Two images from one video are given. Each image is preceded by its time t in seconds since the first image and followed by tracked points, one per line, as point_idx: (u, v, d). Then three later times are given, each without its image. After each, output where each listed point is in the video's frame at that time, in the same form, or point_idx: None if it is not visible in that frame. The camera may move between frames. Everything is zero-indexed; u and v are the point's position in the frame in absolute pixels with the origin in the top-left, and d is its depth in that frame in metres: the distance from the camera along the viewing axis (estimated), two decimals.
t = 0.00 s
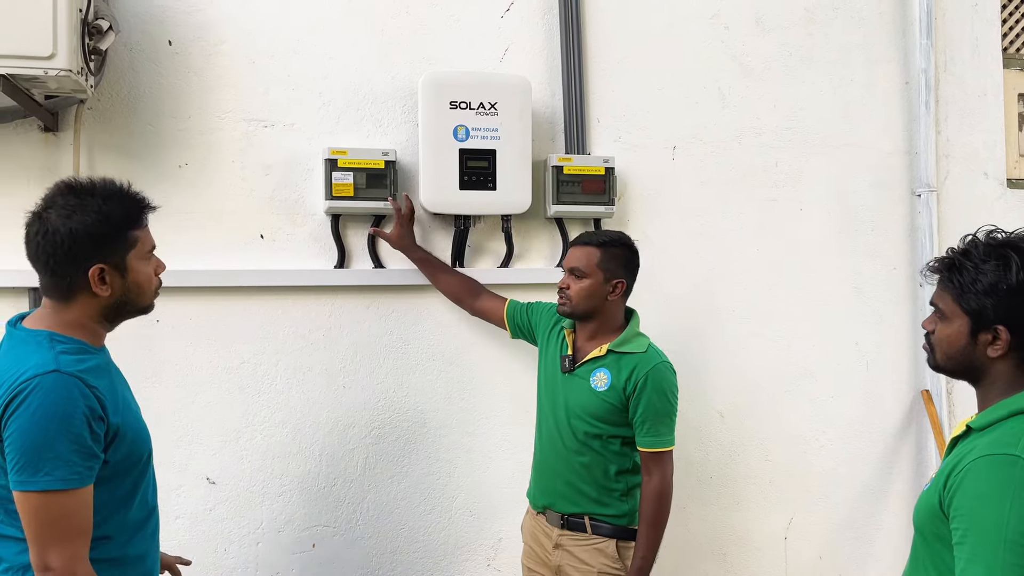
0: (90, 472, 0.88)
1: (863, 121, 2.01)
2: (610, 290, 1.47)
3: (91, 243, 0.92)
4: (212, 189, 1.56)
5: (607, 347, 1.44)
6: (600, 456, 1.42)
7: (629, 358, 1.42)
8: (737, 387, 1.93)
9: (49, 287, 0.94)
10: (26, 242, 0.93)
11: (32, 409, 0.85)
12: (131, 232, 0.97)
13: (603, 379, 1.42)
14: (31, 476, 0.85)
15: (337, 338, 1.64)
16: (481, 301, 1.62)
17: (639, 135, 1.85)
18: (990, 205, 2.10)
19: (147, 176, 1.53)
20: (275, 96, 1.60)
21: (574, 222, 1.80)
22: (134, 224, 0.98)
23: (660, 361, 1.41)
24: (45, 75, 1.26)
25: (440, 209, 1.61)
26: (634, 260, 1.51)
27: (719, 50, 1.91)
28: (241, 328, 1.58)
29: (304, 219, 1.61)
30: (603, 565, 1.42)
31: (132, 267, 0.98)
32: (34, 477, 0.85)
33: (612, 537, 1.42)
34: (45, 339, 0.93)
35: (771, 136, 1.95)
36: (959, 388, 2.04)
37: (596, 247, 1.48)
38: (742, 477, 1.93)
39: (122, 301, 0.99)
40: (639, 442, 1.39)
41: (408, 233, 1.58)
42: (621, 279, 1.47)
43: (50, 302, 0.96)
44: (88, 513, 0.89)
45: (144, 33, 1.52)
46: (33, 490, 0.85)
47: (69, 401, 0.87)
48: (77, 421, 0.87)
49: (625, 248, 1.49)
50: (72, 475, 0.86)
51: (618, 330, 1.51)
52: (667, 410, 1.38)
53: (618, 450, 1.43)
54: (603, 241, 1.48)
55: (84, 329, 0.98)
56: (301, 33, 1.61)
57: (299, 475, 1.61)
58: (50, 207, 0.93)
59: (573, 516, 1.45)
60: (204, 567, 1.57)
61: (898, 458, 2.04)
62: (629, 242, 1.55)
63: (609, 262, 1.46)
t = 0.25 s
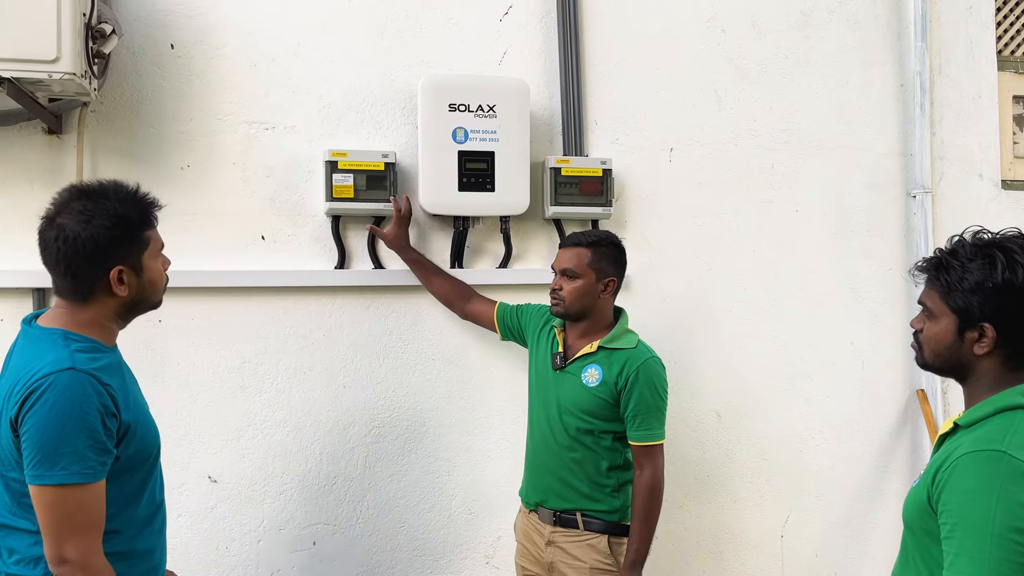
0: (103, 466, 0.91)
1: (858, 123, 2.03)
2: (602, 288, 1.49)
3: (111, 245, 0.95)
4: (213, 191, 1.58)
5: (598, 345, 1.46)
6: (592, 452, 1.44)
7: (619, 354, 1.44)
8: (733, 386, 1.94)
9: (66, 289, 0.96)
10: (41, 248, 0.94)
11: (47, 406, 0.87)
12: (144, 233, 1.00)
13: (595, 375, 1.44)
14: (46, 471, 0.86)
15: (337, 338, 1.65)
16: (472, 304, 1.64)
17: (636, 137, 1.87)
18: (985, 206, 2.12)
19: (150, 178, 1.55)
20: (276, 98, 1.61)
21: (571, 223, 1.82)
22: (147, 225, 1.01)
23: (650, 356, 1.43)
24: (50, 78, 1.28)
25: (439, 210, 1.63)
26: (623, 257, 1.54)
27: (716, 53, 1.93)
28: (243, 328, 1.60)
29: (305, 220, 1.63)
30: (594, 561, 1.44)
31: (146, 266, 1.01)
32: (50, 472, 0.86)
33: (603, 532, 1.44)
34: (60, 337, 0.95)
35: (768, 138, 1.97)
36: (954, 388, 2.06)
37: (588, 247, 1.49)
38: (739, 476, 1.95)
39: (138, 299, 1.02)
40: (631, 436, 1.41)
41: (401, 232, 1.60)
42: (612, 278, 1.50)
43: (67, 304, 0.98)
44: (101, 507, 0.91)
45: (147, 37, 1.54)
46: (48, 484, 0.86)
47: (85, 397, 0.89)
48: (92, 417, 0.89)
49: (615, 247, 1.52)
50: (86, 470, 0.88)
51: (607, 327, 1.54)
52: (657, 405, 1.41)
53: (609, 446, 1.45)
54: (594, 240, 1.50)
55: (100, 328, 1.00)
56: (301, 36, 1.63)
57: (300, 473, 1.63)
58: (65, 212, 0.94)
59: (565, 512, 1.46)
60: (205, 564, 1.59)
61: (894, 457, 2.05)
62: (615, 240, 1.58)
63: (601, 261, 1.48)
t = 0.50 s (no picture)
0: (133, 460, 0.95)
1: (857, 127, 2.05)
2: (598, 290, 1.52)
3: (135, 250, 0.99)
4: (221, 195, 1.60)
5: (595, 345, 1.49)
6: (589, 451, 1.46)
7: (615, 355, 1.47)
8: (734, 387, 1.97)
9: (91, 294, 0.99)
10: (64, 255, 0.98)
11: (82, 402, 0.92)
12: (163, 238, 1.04)
13: (591, 375, 1.46)
14: (81, 464, 0.90)
15: (343, 340, 1.68)
16: (471, 305, 1.66)
17: (638, 141, 1.89)
18: (982, 209, 2.14)
19: (159, 182, 1.57)
20: (282, 104, 1.64)
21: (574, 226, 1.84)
22: (166, 230, 1.05)
23: (646, 357, 1.46)
24: (62, 85, 1.29)
25: (443, 214, 1.65)
26: (617, 260, 1.57)
27: (716, 58, 1.95)
28: (250, 330, 1.62)
29: (311, 223, 1.66)
30: (591, 559, 1.46)
31: (166, 268, 1.05)
32: (84, 465, 0.90)
33: (600, 531, 1.46)
34: (88, 338, 0.99)
35: (767, 142, 1.99)
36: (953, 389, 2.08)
37: (583, 250, 1.52)
38: (739, 476, 1.97)
39: (157, 301, 1.06)
40: (627, 436, 1.43)
41: (399, 237, 1.63)
42: (608, 280, 1.53)
43: (90, 308, 1.01)
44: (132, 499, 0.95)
45: (156, 44, 1.56)
46: (83, 477, 0.91)
47: (116, 394, 0.94)
48: (123, 412, 0.94)
49: (609, 249, 1.54)
50: (120, 462, 0.92)
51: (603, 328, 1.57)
52: (652, 404, 1.43)
53: (606, 445, 1.47)
54: (590, 243, 1.52)
55: (122, 329, 1.04)
56: (308, 42, 1.65)
57: (306, 473, 1.66)
58: (87, 220, 0.97)
59: (563, 511, 1.49)
60: (213, 563, 1.61)
61: (893, 457, 2.08)
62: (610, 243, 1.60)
63: (596, 264, 1.51)
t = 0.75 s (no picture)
0: (148, 452, 0.98)
1: (855, 129, 2.07)
2: (595, 290, 1.53)
3: (143, 250, 1.01)
4: (226, 197, 1.62)
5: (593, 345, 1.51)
6: (586, 450, 1.48)
7: (612, 354, 1.49)
8: (733, 387, 1.98)
9: (103, 295, 1.01)
10: (74, 257, 1.00)
11: (99, 395, 0.94)
12: (170, 237, 1.06)
13: (589, 375, 1.48)
14: (99, 455, 0.93)
15: (346, 340, 1.70)
16: (471, 307, 1.68)
17: (638, 143, 1.91)
18: (980, 210, 2.16)
19: (164, 184, 1.59)
20: (286, 106, 1.66)
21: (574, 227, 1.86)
22: (172, 229, 1.07)
23: (642, 356, 1.48)
24: (70, 89, 1.30)
25: (445, 215, 1.67)
26: (615, 260, 1.58)
27: (715, 60, 1.97)
28: (255, 330, 1.64)
29: (315, 225, 1.68)
30: (588, 555, 1.48)
31: (173, 267, 1.07)
32: (102, 455, 0.93)
33: (597, 528, 1.48)
34: (103, 333, 1.01)
35: (766, 143, 2.01)
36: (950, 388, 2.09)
37: (580, 251, 1.53)
38: (738, 475, 1.99)
39: (166, 300, 1.08)
40: (623, 435, 1.45)
41: (401, 237, 1.64)
42: (605, 280, 1.54)
43: (101, 308, 1.04)
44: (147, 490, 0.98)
45: (161, 47, 1.58)
46: (101, 468, 0.93)
47: (132, 387, 0.96)
48: (139, 405, 0.96)
49: (607, 250, 1.56)
50: (136, 453, 0.95)
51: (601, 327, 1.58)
52: (649, 404, 1.45)
53: (603, 444, 1.49)
54: (586, 244, 1.54)
55: (134, 328, 1.06)
56: (311, 46, 1.67)
57: (310, 471, 1.67)
58: (94, 223, 0.99)
59: (560, 508, 1.50)
60: (218, 560, 1.63)
61: (890, 456, 2.09)
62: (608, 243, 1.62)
63: (593, 264, 1.52)
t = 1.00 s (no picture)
0: (157, 438, 1.00)
1: (851, 129, 2.10)
2: (591, 287, 1.56)
3: (154, 245, 1.04)
4: (229, 196, 1.65)
5: (590, 342, 1.53)
6: (583, 445, 1.50)
7: (610, 351, 1.51)
8: (730, 383, 2.01)
9: (112, 287, 1.04)
10: (86, 249, 1.03)
11: (109, 386, 0.97)
12: (179, 235, 1.09)
13: (586, 371, 1.51)
14: (111, 442, 0.95)
15: (349, 337, 1.72)
16: (469, 312, 1.71)
17: (636, 143, 1.94)
18: (975, 209, 2.18)
19: (169, 183, 1.61)
20: (289, 107, 1.68)
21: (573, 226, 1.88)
22: (182, 227, 1.10)
23: (639, 353, 1.50)
24: (77, 90, 1.31)
25: (446, 213, 1.69)
26: (613, 258, 1.60)
27: (713, 61, 1.99)
28: (258, 327, 1.67)
29: (317, 223, 1.70)
30: (585, 549, 1.50)
31: (180, 264, 1.10)
32: (114, 442, 0.95)
33: (594, 522, 1.51)
34: (110, 328, 1.04)
35: (763, 143, 2.03)
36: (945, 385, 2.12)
37: (578, 248, 1.56)
38: (735, 470, 2.01)
39: (172, 296, 1.10)
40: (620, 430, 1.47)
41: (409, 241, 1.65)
42: (601, 278, 1.56)
43: (110, 300, 1.06)
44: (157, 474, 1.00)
45: (166, 48, 1.60)
46: (113, 454, 0.95)
47: (140, 376, 0.99)
48: (147, 393, 0.99)
49: (604, 248, 1.58)
50: (146, 439, 0.97)
51: (598, 325, 1.60)
52: (645, 400, 1.47)
53: (600, 439, 1.51)
54: (585, 241, 1.56)
55: (140, 323, 1.09)
56: (313, 47, 1.70)
57: (312, 466, 1.70)
58: (107, 216, 1.02)
59: (557, 503, 1.53)
60: (223, 554, 1.65)
61: (886, 452, 2.12)
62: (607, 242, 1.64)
63: (589, 261, 1.55)
